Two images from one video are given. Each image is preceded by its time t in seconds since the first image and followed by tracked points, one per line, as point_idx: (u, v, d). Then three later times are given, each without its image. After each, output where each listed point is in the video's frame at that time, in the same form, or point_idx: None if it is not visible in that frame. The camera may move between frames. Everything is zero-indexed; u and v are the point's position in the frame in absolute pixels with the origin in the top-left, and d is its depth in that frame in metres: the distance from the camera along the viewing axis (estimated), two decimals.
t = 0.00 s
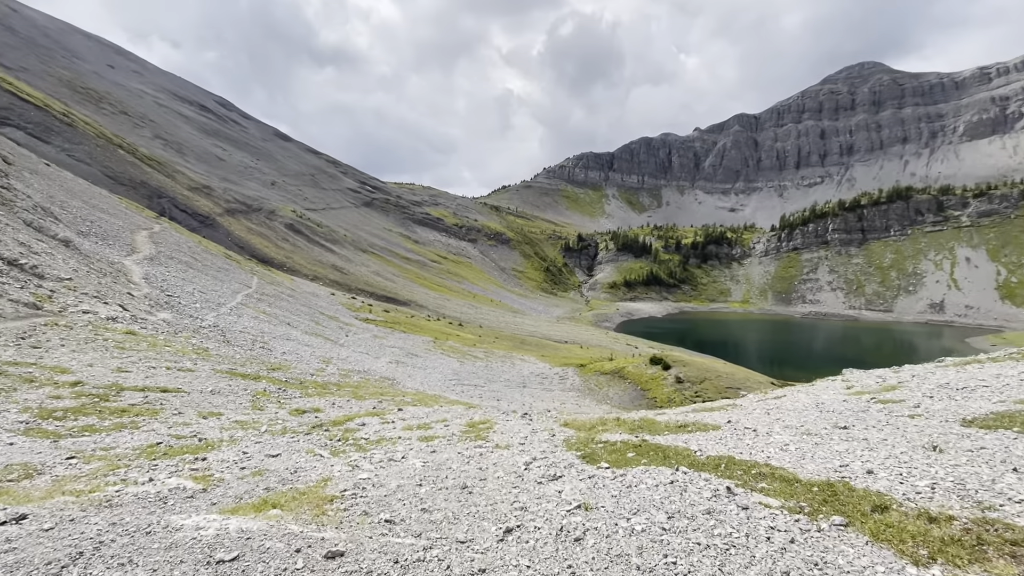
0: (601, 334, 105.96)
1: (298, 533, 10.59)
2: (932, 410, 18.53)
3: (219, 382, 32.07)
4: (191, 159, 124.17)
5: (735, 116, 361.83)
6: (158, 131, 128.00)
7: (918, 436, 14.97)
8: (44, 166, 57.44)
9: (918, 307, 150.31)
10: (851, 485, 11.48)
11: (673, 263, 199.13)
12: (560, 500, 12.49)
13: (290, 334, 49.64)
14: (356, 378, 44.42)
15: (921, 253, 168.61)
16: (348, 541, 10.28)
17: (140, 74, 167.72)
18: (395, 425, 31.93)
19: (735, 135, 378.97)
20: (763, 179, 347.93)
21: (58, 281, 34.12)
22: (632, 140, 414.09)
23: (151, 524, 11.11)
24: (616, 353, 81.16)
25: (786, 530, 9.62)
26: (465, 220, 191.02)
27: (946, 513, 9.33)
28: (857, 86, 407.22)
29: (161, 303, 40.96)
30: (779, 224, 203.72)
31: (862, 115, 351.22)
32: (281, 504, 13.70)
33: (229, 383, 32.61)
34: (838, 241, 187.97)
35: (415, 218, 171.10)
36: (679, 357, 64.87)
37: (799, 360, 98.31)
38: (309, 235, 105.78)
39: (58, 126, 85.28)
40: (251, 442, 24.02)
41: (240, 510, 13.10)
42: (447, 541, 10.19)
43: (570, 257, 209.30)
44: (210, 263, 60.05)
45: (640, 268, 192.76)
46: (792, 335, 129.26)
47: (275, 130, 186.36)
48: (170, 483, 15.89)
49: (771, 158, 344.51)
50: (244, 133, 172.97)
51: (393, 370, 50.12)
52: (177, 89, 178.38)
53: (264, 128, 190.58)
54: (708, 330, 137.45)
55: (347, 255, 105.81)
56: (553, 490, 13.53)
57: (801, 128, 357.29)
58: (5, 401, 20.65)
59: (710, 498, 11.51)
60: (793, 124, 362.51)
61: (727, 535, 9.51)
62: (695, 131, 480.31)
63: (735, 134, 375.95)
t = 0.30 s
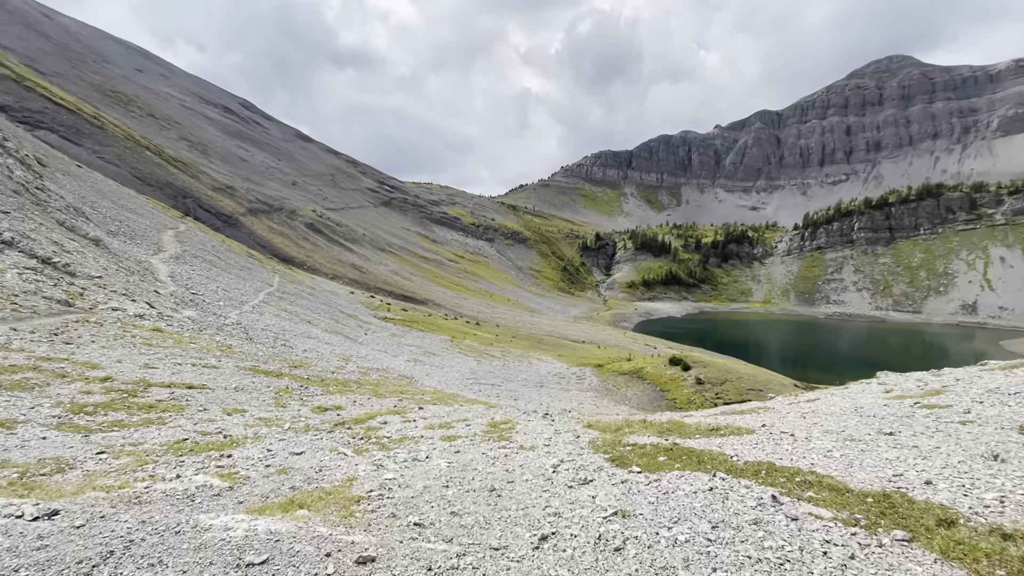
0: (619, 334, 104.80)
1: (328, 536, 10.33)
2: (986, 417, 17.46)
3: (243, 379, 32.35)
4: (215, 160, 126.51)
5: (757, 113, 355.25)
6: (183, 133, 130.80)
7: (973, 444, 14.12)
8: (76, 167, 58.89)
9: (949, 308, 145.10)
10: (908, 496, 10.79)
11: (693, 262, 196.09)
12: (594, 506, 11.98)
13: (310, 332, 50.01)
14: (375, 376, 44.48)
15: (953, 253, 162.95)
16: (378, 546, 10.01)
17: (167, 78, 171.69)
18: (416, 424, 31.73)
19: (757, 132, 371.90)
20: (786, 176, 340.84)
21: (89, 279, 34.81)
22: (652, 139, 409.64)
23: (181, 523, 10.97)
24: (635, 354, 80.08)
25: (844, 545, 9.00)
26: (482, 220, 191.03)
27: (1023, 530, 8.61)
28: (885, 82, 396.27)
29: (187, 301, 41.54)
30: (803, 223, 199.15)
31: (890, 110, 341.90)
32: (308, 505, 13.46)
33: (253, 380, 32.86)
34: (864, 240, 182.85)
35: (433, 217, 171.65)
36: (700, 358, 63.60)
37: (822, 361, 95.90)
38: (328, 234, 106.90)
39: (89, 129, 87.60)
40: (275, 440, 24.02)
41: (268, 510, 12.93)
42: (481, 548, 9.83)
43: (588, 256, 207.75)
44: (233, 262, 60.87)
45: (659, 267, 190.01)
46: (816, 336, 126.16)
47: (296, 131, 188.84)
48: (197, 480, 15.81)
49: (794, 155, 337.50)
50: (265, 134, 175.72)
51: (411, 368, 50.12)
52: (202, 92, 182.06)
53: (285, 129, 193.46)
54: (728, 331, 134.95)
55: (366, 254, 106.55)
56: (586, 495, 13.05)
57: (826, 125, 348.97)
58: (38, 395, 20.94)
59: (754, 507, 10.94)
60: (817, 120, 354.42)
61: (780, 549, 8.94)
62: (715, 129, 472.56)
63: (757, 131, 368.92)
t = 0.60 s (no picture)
0: (635, 334, 103.46)
1: (350, 540, 9.98)
2: None
3: (264, 376, 32.46)
4: (237, 161, 128.56)
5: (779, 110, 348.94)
6: (207, 135, 133.26)
7: None
8: (105, 169, 60.18)
9: (980, 310, 140.12)
10: (968, 509, 10.02)
11: (712, 262, 192.98)
12: (627, 513, 11.41)
13: (329, 331, 50.20)
14: (393, 374, 44.35)
15: (984, 253, 157.17)
16: (403, 551, 9.66)
17: (192, 82, 175.42)
18: (435, 423, 31.45)
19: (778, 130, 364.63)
20: (808, 175, 333.96)
21: (116, 278, 35.28)
22: (670, 138, 404.81)
23: (201, 522, 10.68)
24: (652, 354, 78.90)
25: (905, 562, 8.30)
26: (499, 220, 190.83)
27: None
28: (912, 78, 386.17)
29: (209, 299, 41.98)
30: (826, 223, 194.59)
31: (918, 107, 333.71)
32: (330, 505, 13.11)
33: (273, 377, 32.93)
34: (890, 240, 177.58)
35: (450, 217, 171.98)
36: (719, 359, 62.15)
37: (846, 364, 93.52)
38: (346, 234, 107.69)
39: (118, 132, 89.63)
40: (295, 437, 23.92)
41: (289, 510, 12.61)
42: (510, 556, 9.39)
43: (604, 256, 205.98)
44: (254, 261, 61.54)
45: (677, 267, 187.32)
46: (838, 338, 123.04)
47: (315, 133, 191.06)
48: (217, 478, 15.60)
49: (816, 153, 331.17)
50: (286, 136, 178.16)
51: (428, 367, 49.96)
52: (225, 94, 185.40)
53: (305, 131, 195.97)
54: (748, 332, 132.38)
55: (384, 254, 107.03)
56: (618, 501, 12.46)
57: (850, 122, 341.34)
58: (66, 390, 21.09)
59: (799, 518, 10.31)
60: (841, 118, 346.89)
61: (837, 566, 8.24)
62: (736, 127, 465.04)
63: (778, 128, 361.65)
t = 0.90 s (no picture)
0: (652, 336, 102.17)
1: (373, 548, 9.60)
2: None
3: (282, 375, 32.44)
4: (257, 163, 130.35)
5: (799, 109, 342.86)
6: (228, 138, 135.43)
7: None
8: (130, 171, 61.24)
9: (1010, 313, 135.38)
10: None
11: (730, 263, 189.89)
12: (661, 524, 10.83)
13: (346, 330, 50.24)
14: (409, 374, 44.14)
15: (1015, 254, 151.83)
16: (427, 562, 9.21)
17: (213, 86, 178.58)
18: (453, 424, 31.09)
19: (799, 129, 358.05)
20: (829, 175, 327.26)
21: (139, 277, 35.68)
22: (687, 138, 400.39)
23: (222, 526, 10.40)
24: (669, 356, 77.65)
25: None
26: (514, 221, 190.51)
27: None
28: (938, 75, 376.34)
29: (230, 298, 42.31)
30: (848, 223, 190.21)
31: (944, 104, 325.21)
32: (350, 509, 12.77)
33: (291, 376, 32.94)
34: (916, 241, 172.78)
35: (465, 218, 172.19)
36: (738, 362, 60.74)
37: (869, 367, 90.92)
38: (363, 235, 108.40)
39: (143, 135, 91.35)
40: (314, 437, 23.69)
41: (309, 514, 12.27)
42: (540, 570, 8.89)
43: (620, 257, 204.13)
44: (273, 261, 62.01)
45: (694, 268, 184.87)
46: (861, 341, 119.97)
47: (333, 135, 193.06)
48: (239, 478, 15.39)
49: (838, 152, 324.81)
50: (304, 138, 180.23)
51: (444, 367, 49.69)
52: (245, 98, 188.32)
53: (323, 133, 198.19)
54: (766, 334, 129.81)
55: (400, 255, 107.45)
56: (650, 511, 11.90)
57: (874, 120, 333.96)
58: (90, 387, 21.16)
59: (850, 534, 9.65)
60: (864, 116, 339.61)
61: None
62: (754, 126, 458.08)
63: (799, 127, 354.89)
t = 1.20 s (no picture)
0: (669, 339, 100.69)
1: (402, 564, 9.27)
2: None
3: (302, 376, 32.43)
4: (276, 167, 132.14)
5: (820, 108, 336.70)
6: (248, 141, 137.57)
7: None
8: (155, 175, 62.35)
9: None
10: None
11: (749, 265, 186.47)
12: (702, 541, 10.33)
13: (363, 332, 50.26)
14: (425, 376, 43.91)
15: None
16: None
17: (235, 91, 181.88)
18: (473, 428, 30.66)
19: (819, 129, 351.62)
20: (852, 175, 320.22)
21: (163, 278, 36.10)
22: (705, 138, 395.69)
23: (244, 536, 10.11)
24: (686, 360, 76.31)
25: None
26: (530, 223, 190.07)
27: None
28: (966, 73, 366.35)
29: (250, 300, 42.63)
30: (871, 224, 185.63)
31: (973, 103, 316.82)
32: (374, 518, 12.44)
33: (310, 377, 32.93)
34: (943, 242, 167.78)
35: (481, 220, 172.21)
36: (758, 366, 59.20)
37: (895, 372, 88.25)
38: (380, 237, 108.96)
39: (167, 140, 93.18)
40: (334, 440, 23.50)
41: (332, 523, 11.89)
42: None
43: (637, 259, 202.08)
44: (291, 263, 62.47)
45: (711, 270, 182.21)
46: (884, 345, 116.76)
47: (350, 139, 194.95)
48: (259, 483, 15.13)
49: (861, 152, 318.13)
50: (322, 141, 182.28)
51: (460, 369, 49.42)
52: (265, 103, 191.37)
53: (341, 137, 200.32)
54: (786, 338, 127.28)
55: (416, 257, 107.74)
56: (687, 526, 11.41)
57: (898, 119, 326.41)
58: (115, 388, 21.27)
59: (908, 559, 9.02)
60: (888, 116, 332.11)
61: None
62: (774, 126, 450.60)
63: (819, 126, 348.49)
